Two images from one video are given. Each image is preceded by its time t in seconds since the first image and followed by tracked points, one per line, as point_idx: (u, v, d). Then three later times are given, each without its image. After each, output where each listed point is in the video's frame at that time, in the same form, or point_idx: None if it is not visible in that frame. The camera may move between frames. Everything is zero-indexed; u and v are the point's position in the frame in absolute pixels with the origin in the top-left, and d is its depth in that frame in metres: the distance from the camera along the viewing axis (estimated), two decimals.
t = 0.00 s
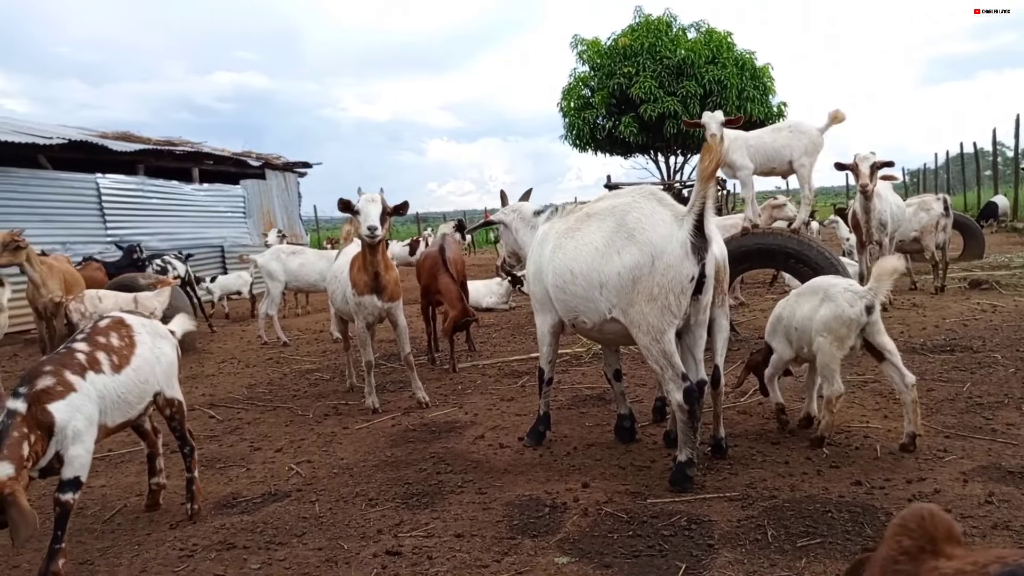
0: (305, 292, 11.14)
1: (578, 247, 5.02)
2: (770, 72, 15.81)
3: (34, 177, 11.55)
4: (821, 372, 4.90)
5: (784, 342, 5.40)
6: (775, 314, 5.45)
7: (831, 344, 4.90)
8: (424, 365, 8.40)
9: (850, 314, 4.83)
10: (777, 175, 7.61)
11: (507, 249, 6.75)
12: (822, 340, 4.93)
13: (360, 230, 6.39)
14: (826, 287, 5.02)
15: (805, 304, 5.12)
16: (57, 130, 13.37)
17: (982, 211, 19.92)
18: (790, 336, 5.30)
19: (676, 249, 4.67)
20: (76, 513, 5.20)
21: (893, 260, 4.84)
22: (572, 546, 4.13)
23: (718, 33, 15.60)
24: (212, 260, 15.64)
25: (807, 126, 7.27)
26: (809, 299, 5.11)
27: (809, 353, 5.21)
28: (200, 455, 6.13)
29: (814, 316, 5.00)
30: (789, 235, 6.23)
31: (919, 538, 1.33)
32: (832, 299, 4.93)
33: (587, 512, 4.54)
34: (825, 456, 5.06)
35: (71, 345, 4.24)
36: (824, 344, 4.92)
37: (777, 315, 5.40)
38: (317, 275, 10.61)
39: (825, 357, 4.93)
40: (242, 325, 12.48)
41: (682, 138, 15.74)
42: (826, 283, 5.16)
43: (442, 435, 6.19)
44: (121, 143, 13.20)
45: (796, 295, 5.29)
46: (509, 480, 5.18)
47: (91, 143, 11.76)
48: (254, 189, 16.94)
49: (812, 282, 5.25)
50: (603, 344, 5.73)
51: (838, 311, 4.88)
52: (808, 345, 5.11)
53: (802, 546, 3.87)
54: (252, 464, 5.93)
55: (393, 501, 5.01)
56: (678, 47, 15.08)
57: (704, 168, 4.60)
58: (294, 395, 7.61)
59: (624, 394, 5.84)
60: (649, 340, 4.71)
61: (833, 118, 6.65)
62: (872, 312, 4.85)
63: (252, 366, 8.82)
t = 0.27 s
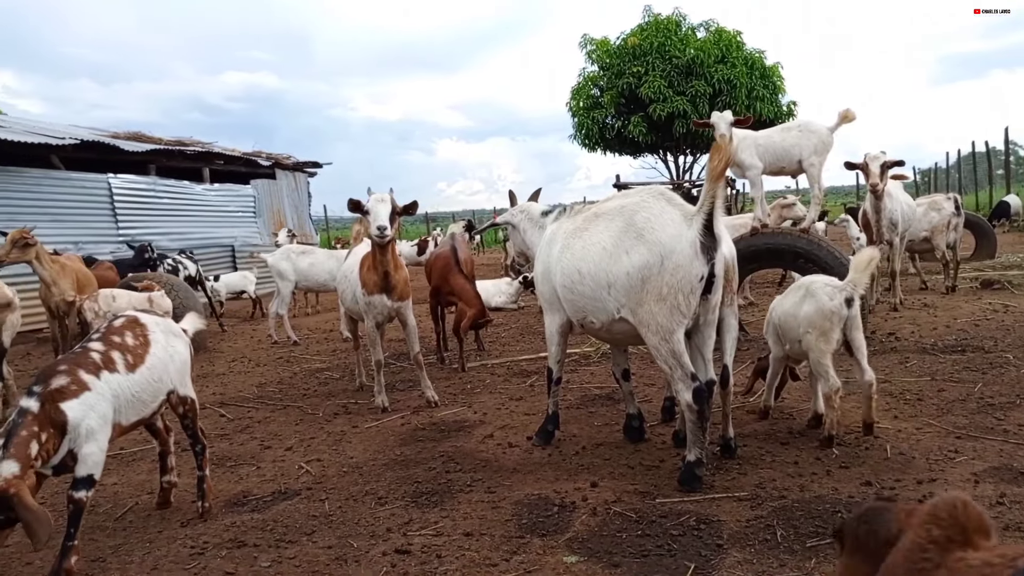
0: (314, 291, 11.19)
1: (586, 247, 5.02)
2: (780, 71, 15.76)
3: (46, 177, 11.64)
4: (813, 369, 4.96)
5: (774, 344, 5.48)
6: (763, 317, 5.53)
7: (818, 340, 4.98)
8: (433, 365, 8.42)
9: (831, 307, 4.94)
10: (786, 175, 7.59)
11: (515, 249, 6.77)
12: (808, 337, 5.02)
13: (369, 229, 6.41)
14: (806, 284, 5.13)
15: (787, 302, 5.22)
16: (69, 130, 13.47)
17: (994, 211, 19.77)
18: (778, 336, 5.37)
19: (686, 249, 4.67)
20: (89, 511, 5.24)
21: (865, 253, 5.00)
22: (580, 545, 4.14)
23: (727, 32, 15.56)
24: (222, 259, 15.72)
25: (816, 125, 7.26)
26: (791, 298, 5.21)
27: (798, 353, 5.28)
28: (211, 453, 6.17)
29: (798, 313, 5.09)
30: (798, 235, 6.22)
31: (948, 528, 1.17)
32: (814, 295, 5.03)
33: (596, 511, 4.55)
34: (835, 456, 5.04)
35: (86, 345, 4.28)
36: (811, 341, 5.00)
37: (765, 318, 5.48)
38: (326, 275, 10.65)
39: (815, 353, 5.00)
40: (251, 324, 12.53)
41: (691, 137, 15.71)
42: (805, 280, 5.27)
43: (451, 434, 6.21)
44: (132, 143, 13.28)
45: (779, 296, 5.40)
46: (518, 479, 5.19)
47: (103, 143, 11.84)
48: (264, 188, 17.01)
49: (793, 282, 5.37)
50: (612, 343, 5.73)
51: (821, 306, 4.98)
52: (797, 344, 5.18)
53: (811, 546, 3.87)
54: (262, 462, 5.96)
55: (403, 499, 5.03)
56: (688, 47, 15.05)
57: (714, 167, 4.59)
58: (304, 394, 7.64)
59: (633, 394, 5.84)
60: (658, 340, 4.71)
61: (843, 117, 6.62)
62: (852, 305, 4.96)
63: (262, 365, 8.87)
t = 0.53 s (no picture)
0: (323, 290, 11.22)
1: (596, 247, 5.02)
2: (790, 70, 15.70)
3: (57, 177, 11.71)
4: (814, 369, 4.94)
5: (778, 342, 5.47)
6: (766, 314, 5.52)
7: (816, 340, 4.96)
8: (441, 364, 8.44)
9: (828, 308, 4.92)
10: (795, 174, 7.56)
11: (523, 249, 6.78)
12: (807, 337, 5.01)
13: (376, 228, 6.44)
14: (804, 282, 5.12)
15: (787, 301, 5.21)
16: (79, 130, 13.55)
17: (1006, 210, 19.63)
18: (781, 335, 5.36)
19: (696, 249, 4.66)
20: (99, 508, 5.28)
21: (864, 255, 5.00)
22: (588, 545, 4.14)
23: (737, 31, 15.52)
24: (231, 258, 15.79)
25: (825, 124, 7.23)
26: (791, 297, 5.19)
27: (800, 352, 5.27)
28: (221, 452, 6.20)
29: (797, 313, 5.07)
30: (807, 234, 6.22)
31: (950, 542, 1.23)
32: (812, 294, 5.02)
33: (605, 511, 4.55)
34: (844, 456, 5.03)
35: (97, 343, 4.31)
36: (810, 340, 4.98)
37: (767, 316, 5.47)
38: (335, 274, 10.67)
39: (816, 353, 4.98)
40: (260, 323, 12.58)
41: (700, 137, 15.67)
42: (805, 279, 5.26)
43: (459, 433, 6.22)
44: (142, 143, 13.35)
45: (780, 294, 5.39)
46: (526, 478, 5.20)
47: (114, 143, 11.90)
48: (273, 188, 17.07)
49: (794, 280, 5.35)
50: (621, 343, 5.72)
51: (818, 306, 4.97)
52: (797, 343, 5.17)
53: (820, 547, 3.86)
54: (272, 461, 5.99)
55: (411, 498, 5.05)
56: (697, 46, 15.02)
57: (723, 166, 4.58)
58: (312, 393, 7.67)
59: (641, 393, 5.84)
60: (667, 339, 4.71)
61: (852, 116, 6.60)
62: (849, 306, 4.94)
63: (272, 364, 8.90)
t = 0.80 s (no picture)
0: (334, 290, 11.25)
1: (607, 246, 5.01)
2: (801, 69, 15.63)
3: (70, 177, 11.79)
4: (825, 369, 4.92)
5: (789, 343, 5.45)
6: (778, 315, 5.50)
7: (826, 340, 4.94)
8: (451, 363, 8.46)
9: (837, 308, 4.90)
10: (807, 172, 7.53)
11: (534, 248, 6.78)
12: (817, 337, 4.99)
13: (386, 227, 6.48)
14: (815, 283, 5.10)
15: (798, 301, 5.18)
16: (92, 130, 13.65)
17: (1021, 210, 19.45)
18: (793, 335, 5.34)
19: (707, 248, 4.64)
20: (112, 506, 5.31)
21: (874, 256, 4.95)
22: (598, 545, 4.13)
23: (748, 29, 15.47)
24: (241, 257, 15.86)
25: (837, 123, 7.19)
26: (802, 296, 5.17)
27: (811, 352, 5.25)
28: (233, 450, 6.23)
29: (808, 313, 5.05)
30: (819, 233, 6.20)
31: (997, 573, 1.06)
32: (823, 294, 4.99)
33: (615, 511, 4.54)
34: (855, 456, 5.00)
35: (109, 342, 4.34)
36: (821, 340, 4.96)
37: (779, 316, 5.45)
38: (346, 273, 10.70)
39: (827, 352, 4.96)
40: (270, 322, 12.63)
41: (711, 135, 15.63)
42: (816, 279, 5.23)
43: (469, 432, 6.23)
44: (154, 143, 13.43)
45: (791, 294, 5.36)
46: (536, 478, 5.20)
47: (126, 143, 11.98)
48: (283, 187, 17.14)
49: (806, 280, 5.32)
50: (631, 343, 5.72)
51: (828, 306, 4.94)
52: (809, 343, 5.14)
53: (832, 547, 3.84)
54: (282, 459, 6.01)
55: (421, 497, 5.06)
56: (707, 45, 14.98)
57: (736, 165, 4.57)
58: (323, 392, 7.70)
59: (652, 393, 5.83)
60: (679, 339, 4.70)
61: (865, 115, 6.56)
62: (858, 306, 4.92)
63: (283, 363, 8.94)
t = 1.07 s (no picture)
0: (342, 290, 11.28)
1: (615, 246, 5.01)
2: (810, 68, 15.57)
3: (80, 177, 11.86)
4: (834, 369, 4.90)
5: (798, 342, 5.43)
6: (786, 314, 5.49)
7: (835, 340, 4.93)
8: (460, 363, 8.47)
9: (846, 307, 4.87)
10: (816, 172, 7.50)
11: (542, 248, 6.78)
12: (826, 337, 4.97)
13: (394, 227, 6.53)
14: (824, 282, 5.07)
15: (807, 301, 5.16)
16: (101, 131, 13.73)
17: None
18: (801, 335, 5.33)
19: (716, 248, 4.63)
20: (123, 505, 5.34)
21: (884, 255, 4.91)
22: (606, 545, 4.13)
23: (756, 28, 15.43)
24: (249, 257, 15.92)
25: (846, 122, 7.16)
26: (811, 296, 5.15)
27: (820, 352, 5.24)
28: (242, 450, 6.26)
29: (817, 312, 5.03)
30: (828, 233, 6.19)
31: None
32: (832, 294, 4.97)
33: (623, 511, 4.54)
34: (865, 457, 4.98)
35: (118, 343, 4.37)
36: (830, 340, 4.94)
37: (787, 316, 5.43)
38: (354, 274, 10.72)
39: (836, 352, 4.94)
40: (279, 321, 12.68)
41: (719, 135, 15.58)
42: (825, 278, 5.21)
43: (477, 432, 6.23)
44: (163, 144, 13.49)
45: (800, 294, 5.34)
46: (544, 478, 5.20)
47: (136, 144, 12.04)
48: (292, 187, 17.19)
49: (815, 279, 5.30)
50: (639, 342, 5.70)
51: (837, 305, 4.92)
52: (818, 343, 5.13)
53: (841, 548, 3.83)
54: (291, 459, 6.03)
55: (430, 497, 5.07)
56: (716, 44, 14.94)
57: (744, 165, 4.56)
58: (332, 392, 7.72)
59: (660, 393, 5.81)
60: (687, 339, 4.68)
61: (875, 114, 6.54)
62: (867, 306, 4.89)
63: (291, 363, 8.97)
